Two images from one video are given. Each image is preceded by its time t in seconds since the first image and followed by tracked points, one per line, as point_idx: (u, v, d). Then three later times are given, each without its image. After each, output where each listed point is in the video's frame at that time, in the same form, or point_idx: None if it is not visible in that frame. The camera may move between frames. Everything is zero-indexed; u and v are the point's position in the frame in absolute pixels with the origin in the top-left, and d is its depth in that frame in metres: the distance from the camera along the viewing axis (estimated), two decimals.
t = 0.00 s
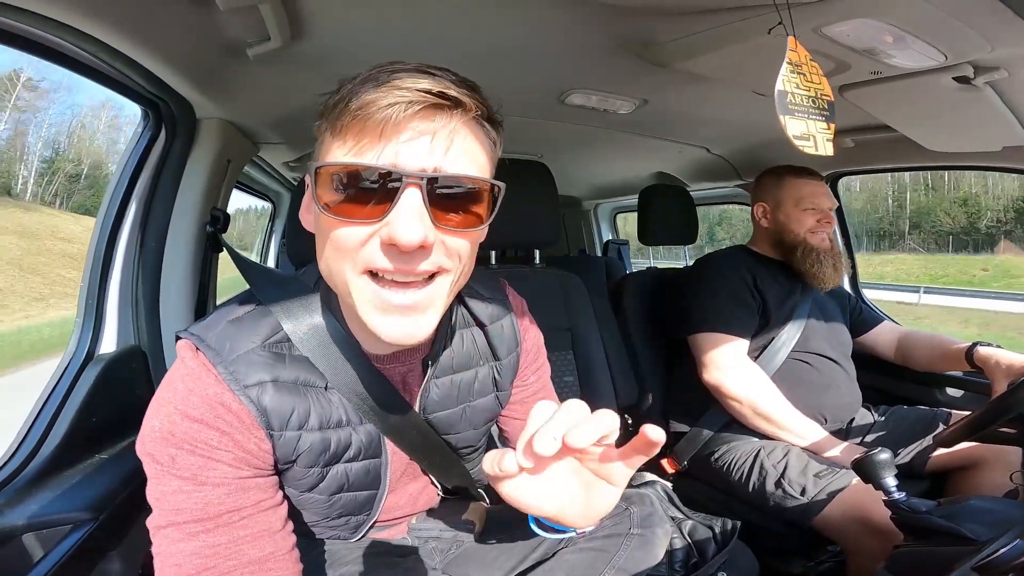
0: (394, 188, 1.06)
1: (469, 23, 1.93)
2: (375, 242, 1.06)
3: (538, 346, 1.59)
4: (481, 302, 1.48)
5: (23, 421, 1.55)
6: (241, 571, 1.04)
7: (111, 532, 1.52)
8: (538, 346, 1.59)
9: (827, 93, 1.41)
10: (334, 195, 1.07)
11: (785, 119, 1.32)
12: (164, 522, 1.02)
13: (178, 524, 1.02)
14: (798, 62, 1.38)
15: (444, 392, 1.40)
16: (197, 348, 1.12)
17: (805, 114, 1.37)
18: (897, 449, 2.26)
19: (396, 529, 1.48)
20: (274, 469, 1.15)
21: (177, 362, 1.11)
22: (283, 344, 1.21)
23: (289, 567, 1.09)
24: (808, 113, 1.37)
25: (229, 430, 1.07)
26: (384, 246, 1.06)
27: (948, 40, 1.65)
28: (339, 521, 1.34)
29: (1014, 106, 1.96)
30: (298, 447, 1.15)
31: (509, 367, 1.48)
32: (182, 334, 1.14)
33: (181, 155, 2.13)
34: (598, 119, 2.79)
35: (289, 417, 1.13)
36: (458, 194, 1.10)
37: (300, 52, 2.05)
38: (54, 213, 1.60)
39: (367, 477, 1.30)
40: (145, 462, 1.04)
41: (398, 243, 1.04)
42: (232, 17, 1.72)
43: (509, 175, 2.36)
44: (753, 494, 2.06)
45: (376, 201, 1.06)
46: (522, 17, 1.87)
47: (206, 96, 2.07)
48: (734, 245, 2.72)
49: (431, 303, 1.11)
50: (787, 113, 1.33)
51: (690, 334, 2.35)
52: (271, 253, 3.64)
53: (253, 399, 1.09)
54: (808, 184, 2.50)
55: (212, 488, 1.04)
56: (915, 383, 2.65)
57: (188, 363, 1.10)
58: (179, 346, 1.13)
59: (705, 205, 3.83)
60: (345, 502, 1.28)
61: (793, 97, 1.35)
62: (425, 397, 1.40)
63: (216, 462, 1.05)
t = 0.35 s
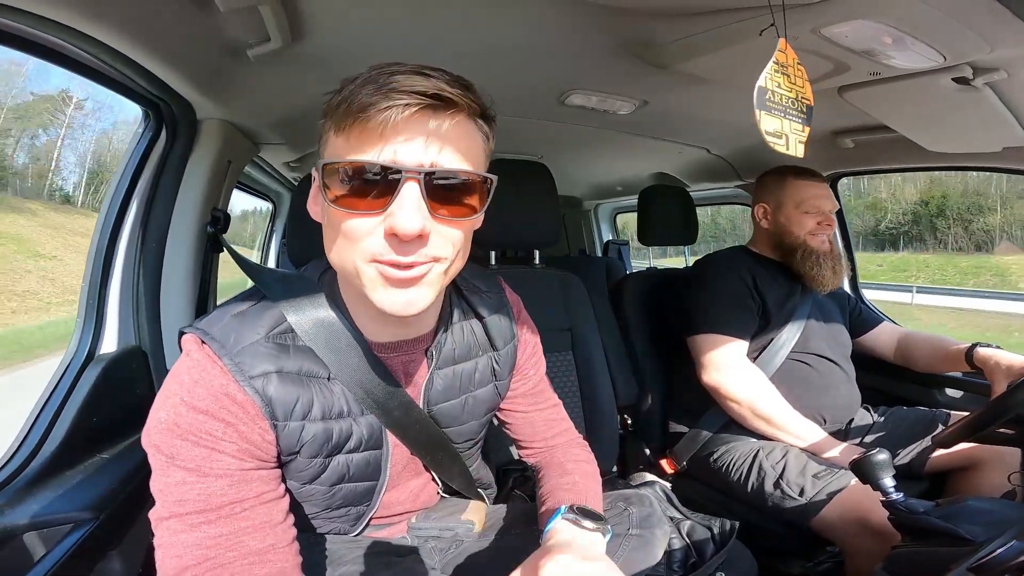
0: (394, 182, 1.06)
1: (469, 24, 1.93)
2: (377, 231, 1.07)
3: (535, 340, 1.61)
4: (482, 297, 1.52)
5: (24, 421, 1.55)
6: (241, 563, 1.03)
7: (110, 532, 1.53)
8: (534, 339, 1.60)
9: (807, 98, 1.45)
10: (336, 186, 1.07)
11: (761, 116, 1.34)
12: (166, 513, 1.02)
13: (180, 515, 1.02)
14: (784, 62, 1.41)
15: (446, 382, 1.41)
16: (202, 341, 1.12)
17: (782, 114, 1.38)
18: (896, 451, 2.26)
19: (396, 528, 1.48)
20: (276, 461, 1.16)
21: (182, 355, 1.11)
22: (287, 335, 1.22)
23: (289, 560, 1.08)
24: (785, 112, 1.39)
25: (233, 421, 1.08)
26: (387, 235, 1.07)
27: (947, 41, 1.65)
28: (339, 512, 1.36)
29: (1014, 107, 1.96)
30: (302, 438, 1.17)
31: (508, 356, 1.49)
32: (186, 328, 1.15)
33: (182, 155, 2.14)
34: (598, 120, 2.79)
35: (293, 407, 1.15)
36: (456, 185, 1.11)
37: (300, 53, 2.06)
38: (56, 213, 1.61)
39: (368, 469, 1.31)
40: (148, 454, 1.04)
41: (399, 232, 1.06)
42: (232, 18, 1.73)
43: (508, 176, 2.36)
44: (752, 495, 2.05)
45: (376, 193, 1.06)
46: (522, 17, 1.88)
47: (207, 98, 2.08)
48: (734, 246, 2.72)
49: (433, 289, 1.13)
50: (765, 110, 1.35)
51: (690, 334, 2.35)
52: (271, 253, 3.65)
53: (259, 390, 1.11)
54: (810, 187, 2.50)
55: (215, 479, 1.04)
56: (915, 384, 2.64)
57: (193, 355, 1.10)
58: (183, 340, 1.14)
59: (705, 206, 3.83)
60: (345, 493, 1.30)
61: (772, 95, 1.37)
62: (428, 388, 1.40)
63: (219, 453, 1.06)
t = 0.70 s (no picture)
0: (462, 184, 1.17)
1: (468, 27, 1.94)
2: (452, 226, 1.17)
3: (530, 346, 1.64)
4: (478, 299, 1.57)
5: (23, 424, 1.55)
6: (250, 546, 1.05)
7: (110, 534, 1.53)
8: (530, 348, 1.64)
9: (820, 99, 1.44)
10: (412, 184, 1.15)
11: (778, 124, 1.34)
12: (181, 497, 1.04)
13: (195, 498, 1.04)
14: (792, 67, 1.41)
15: (446, 375, 1.43)
16: (222, 331, 1.16)
17: (798, 120, 1.39)
18: (895, 452, 2.26)
19: (397, 528, 1.48)
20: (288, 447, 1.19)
21: (202, 344, 1.15)
22: (300, 324, 1.25)
23: (295, 545, 1.11)
24: (801, 118, 1.39)
25: (250, 406, 1.11)
26: (461, 230, 1.17)
27: (944, 43, 1.66)
28: (341, 500, 1.38)
29: (1010, 109, 1.97)
30: (314, 422, 1.20)
31: (503, 354, 1.52)
32: (206, 320, 1.18)
33: (182, 156, 2.14)
34: (597, 123, 2.80)
35: (307, 391, 1.19)
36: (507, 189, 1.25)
37: (300, 55, 2.06)
38: (55, 215, 1.61)
39: (372, 455, 1.33)
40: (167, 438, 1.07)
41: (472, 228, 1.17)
42: (233, 21, 1.74)
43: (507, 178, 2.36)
44: (752, 497, 2.05)
45: (448, 191, 1.16)
46: (521, 20, 1.89)
47: (207, 101, 2.08)
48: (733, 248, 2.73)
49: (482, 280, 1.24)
50: (780, 118, 1.35)
51: (689, 337, 2.35)
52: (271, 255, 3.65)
53: (275, 375, 1.15)
54: (813, 197, 2.44)
55: (230, 463, 1.07)
56: (914, 385, 2.64)
57: (213, 344, 1.14)
58: (204, 330, 1.17)
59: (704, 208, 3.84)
60: (349, 479, 1.32)
61: (786, 102, 1.37)
62: (429, 380, 1.41)
63: (236, 438, 1.09)
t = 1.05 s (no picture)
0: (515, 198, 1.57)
1: (467, 26, 1.93)
2: (505, 224, 1.56)
3: (518, 343, 1.76)
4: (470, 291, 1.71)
5: (18, 425, 1.54)
6: (283, 485, 1.14)
7: (105, 535, 1.52)
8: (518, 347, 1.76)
9: (808, 100, 1.45)
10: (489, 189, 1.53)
11: (762, 121, 1.35)
12: (224, 442, 1.15)
13: (237, 442, 1.15)
14: (783, 66, 1.43)
15: (449, 353, 1.54)
16: (271, 299, 1.33)
17: (783, 118, 1.39)
18: (895, 452, 2.25)
19: (393, 523, 1.49)
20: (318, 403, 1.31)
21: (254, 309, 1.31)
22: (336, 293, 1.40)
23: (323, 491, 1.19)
24: (786, 117, 1.39)
25: (295, 358, 1.25)
26: (508, 229, 1.57)
27: (943, 42, 1.66)
28: (346, 463, 1.43)
29: (1010, 108, 1.97)
30: (344, 378, 1.33)
31: (495, 343, 1.63)
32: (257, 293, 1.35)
33: (179, 156, 2.13)
34: (596, 122, 2.79)
35: (342, 348, 1.33)
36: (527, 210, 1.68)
37: (298, 55, 2.06)
38: (53, 215, 1.60)
39: (383, 420, 1.41)
40: (216, 387, 1.20)
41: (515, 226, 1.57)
42: (232, 19, 1.73)
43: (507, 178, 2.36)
44: (752, 497, 2.04)
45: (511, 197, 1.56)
46: (521, 19, 1.88)
47: (205, 100, 2.08)
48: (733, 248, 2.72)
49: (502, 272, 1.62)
50: (765, 115, 1.36)
51: (691, 336, 2.35)
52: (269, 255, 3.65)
53: (317, 332, 1.30)
54: (821, 198, 2.43)
55: (271, 409, 1.18)
56: (914, 385, 2.64)
57: (263, 308, 1.30)
58: (254, 300, 1.34)
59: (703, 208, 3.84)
60: (359, 438, 1.39)
61: (773, 100, 1.38)
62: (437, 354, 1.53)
63: (280, 386, 1.21)
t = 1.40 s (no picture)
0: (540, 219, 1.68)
1: (466, 30, 1.94)
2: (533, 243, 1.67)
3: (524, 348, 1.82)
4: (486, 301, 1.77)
5: (21, 428, 1.55)
6: (332, 460, 1.13)
7: (109, 536, 1.54)
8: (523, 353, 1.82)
9: (814, 101, 1.47)
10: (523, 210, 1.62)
11: (775, 124, 1.36)
12: (282, 412, 1.13)
13: (295, 413, 1.13)
14: (787, 68, 1.43)
15: (469, 351, 1.59)
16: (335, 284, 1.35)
17: (794, 120, 1.41)
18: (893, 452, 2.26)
19: (395, 522, 1.49)
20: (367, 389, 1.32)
21: (318, 291, 1.33)
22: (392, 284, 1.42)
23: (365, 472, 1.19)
24: (798, 118, 1.41)
25: (359, 340, 1.27)
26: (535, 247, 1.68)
27: (938, 44, 1.67)
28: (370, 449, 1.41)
29: (1006, 109, 1.98)
30: (393, 365, 1.34)
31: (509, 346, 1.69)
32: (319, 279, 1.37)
33: (181, 159, 2.14)
34: (594, 124, 2.80)
35: (398, 335, 1.35)
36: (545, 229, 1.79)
37: (298, 58, 2.07)
38: (55, 218, 1.61)
39: (414, 411, 1.42)
40: (282, 359, 1.19)
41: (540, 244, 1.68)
42: (233, 24, 1.74)
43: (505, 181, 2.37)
44: (751, 497, 2.05)
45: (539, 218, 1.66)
46: (519, 23, 1.89)
47: (206, 104, 2.09)
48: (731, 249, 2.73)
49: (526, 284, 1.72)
50: (777, 118, 1.37)
51: (689, 336, 2.37)
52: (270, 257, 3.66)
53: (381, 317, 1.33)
54: (817, 196, 2.45)
55: (332, 384, 1.18)
56: (912, 385, 2.65)
57: (328, 292, 1.32)
58: (317, 285, 1.35)
59: (702, 209, 3.85)
60: (388, 426, 1.39)
61: (783, 102, 1.39)
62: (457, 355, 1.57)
63: (342, 364, 1.22)
